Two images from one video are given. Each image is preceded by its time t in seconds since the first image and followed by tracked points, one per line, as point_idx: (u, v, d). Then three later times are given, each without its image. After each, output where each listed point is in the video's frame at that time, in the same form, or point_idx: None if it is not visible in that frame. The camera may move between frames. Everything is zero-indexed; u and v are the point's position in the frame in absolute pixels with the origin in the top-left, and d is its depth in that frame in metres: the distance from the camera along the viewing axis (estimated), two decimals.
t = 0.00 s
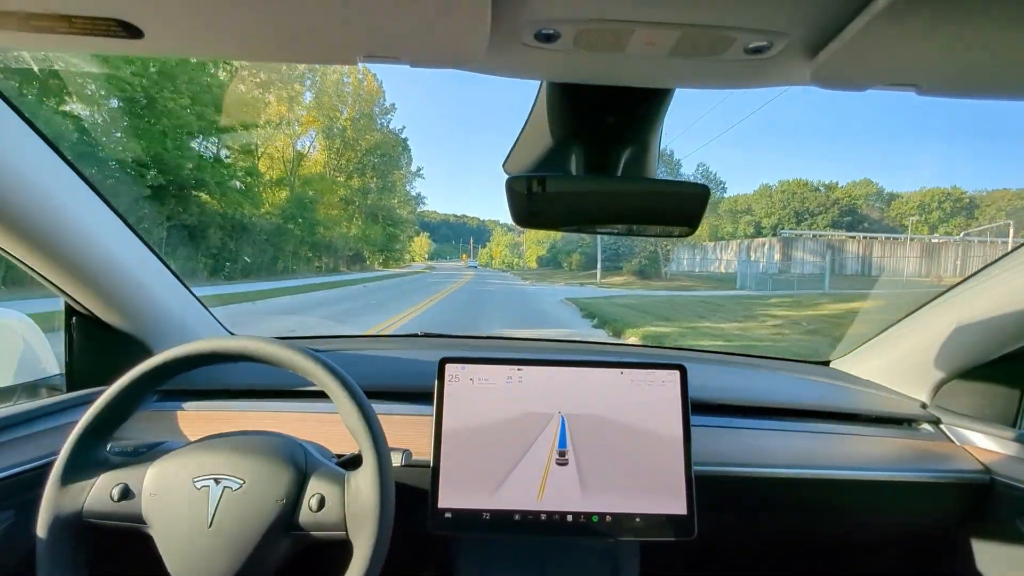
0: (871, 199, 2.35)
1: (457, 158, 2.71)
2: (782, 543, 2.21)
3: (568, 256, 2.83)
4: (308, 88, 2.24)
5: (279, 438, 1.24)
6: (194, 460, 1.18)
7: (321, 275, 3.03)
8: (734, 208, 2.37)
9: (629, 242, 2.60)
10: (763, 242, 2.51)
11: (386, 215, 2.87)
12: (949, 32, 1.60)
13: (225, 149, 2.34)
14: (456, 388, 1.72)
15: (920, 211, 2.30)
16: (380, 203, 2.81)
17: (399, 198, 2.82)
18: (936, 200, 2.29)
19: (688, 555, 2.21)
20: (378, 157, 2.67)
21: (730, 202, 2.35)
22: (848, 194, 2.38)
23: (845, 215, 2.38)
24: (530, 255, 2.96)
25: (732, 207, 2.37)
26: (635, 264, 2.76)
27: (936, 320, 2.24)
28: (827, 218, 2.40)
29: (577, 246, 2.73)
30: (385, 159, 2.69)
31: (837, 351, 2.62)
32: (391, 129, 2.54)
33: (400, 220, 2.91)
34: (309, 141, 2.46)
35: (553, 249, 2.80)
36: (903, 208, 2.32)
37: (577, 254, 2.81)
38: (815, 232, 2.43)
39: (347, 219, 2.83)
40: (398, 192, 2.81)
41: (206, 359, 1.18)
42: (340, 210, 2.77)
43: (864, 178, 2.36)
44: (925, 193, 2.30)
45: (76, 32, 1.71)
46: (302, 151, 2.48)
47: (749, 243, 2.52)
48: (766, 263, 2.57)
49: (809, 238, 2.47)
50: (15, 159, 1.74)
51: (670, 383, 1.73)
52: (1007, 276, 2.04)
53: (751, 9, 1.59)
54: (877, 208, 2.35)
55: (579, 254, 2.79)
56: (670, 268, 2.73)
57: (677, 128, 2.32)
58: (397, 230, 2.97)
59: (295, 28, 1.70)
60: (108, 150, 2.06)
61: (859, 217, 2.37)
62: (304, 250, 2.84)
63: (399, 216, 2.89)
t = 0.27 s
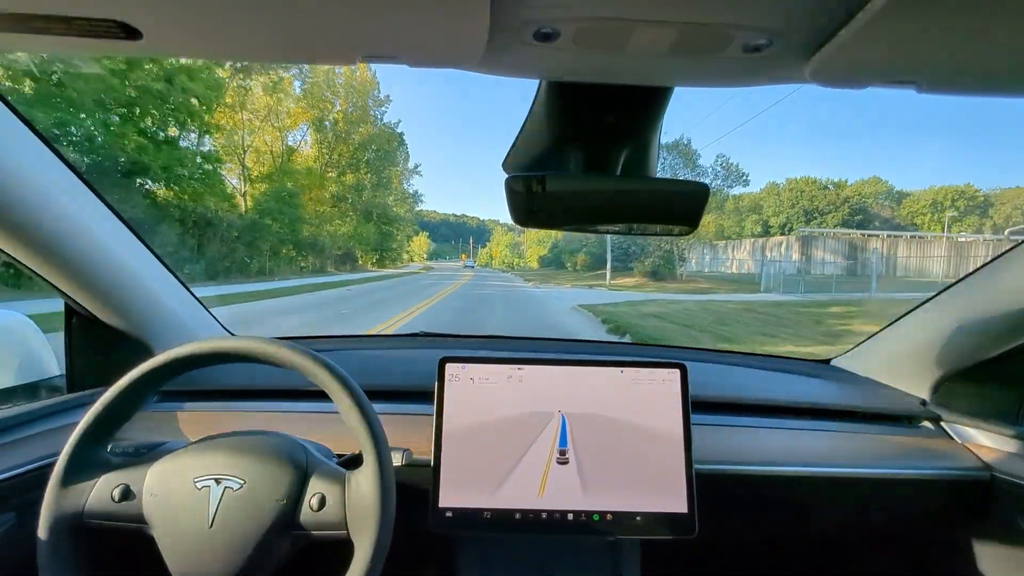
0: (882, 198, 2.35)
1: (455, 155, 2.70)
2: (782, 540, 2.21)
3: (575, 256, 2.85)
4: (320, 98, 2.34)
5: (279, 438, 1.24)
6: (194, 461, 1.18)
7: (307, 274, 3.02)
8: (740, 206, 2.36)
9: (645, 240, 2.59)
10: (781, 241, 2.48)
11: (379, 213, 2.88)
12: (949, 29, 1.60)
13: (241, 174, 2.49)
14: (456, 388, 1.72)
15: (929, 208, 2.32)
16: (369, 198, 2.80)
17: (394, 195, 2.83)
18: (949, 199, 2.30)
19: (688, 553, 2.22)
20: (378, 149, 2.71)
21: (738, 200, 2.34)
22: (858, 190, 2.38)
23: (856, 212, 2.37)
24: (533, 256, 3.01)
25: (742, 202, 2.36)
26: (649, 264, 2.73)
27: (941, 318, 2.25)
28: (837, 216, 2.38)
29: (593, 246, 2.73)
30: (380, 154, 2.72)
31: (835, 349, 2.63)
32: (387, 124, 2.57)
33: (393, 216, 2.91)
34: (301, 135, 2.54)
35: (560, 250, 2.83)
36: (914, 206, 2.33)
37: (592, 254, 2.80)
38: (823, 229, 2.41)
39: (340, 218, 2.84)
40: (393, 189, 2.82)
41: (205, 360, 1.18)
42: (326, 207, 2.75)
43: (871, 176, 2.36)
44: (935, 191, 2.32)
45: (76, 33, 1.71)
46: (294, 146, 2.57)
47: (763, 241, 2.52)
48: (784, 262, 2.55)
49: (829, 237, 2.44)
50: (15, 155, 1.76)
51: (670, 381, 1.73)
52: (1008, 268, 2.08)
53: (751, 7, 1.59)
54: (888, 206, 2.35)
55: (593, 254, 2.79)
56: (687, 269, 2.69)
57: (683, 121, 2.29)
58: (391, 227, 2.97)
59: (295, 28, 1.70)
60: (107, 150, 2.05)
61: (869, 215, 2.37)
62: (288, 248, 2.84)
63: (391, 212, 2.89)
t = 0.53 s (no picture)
0: (893, 196, 2.33)
1: (460, 157, 2.73)
2: (783, 543, 2.21)
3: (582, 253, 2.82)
4: (321, 103, 2.36)
5: (279, 441, 1.24)
6: (194, 465, 1.18)
7: (291, 274, 2.95)
8: (744, 204, 2.38)
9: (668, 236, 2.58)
10: (801, 239, 2.48)
11: (374, 211, 2.82)
12: (944, 33, 1.61)
13: (224, 163, 2.40)
14: (456, 391, 1.72)
15: (943, 207, 2.27)
16: (360, 193, 2.70)
17: (392, 190, 2.80)
18: (962, 197, 2.24)
19: (689, 555, 2.21)
20: (370, 142, 2.63)
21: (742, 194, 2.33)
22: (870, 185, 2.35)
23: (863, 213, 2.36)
24: (534, 255, 3.00)
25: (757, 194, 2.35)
26: (664, 264, 2.68)
27: (937, 318, 2.23)
28: (848, 214, 2.37)
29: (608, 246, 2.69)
30: (374, 148, 2.66)
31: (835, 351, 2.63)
32: (382, 118, 2.49)
33: (387, 214, 2.87)
34: (294, 128, 2.45)
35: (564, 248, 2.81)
36: (926, 204, 2.30)
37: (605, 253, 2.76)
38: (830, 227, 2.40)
39: (331, 215, 2.74)
40: (390, 186, 2.78)
41: (205, 363, 1.18)
42: (312, 201, 2.63)
43: (881, 173, 2.33)
44: (946, 190, 2.27)
45: (77, 36, 1.71)
46: (283, 141, 2.49)
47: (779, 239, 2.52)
48: (804, 262, 2.55)
49: (853, 235, 2.44)
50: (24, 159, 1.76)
51: (670, 384, 1.74)
52: (998, 272, 2.04)
53: (749, 11, 1.60)
54: (900, 205, 2.33)
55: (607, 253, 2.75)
56: (706, 269, 2.66)
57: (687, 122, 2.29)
58: (386, 225, 2.93)
59: (296, 31, 1.70)
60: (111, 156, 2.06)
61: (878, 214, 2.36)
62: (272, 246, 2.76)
63: (385, 209, 2.84)
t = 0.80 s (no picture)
0: (903, 194, 2.29)
1: (458, 155, 2.73)
2: (784, 544, 2.21)
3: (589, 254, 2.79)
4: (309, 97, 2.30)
5: (279, 442, 1.24)
6: (194, 465, 1.17)
7: (283, 274, 2.87)
8: (750, 202, 2.36)
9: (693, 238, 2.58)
10: (823, 238, 2.45)
11: (367, 207, 2.87)
12: (945, 33, 1.61)
13: (205, 156, 2.30)
14: (456, 391, 1.72)
15: (958, 205, 2.19)
16: (352, 191, 2.78)
17: (390, 187, 2.83)
18: (977, 195, 2.17)
19: (689, 555, 2.21)
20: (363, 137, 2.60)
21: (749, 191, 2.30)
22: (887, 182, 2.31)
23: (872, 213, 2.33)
24: (534, 255, 3.03)
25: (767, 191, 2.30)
26: (685, 265, 2.70)
27: (937, 317, 2.23)
28: (859, 213, 2.33)
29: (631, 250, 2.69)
30: (369, 142, 2.63)
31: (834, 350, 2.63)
32: (375, 109, 2.39)
33: (381, 212, 2.90)
34: (287, 121, 2.38)
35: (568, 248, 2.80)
36: (938, 203, 2.24)
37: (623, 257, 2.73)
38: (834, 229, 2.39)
39: (320, 210, 2.75)
40: (385, 182, 2.80)
41: (205, 364, 1.18)
42: (296, 197, 2.63)
43: (892, 171, 2.30)
44: (960, 188, 2.21)
45: (75, 36, 1.70)
46: (272, 136, 2.41)
47: (800, 239, 2.51)
48: (829, 262, 2.52)
49: (881, 233, 2.39)
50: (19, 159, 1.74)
51: (670, 383, 1.73)
52: (1006, 269, 2.01)
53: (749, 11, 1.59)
54: (911, 202, 2.29)
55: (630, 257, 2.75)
56: (729, 270, 2.67)
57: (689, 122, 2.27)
58: (380, 223, 2.96)
59: (295, 31, 1.70)
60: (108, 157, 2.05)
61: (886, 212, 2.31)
62: (262, 250, 2.73)
63: (379, 206, 2.88)
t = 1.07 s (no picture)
0: (915, 191, 2.28)
1: (455, 153, 2.73)
2: (784, 539, 2.21)
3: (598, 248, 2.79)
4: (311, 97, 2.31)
5: (280, 438, 1.24)
6: (195, 463, 1.18)
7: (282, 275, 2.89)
8: (760, 201, 2.34)
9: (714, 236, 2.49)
10: (846, 236, 2.39)
11: (360, 205, 2.87)
12: (946, 29, 1.60)
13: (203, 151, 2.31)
14: (456, 388, 1.72)
15: (972, 204, 2.19)
16: (342, 189, 2.79)
17: (387, 185, 2.84)
18: (991, 190, 2.17)
19: (689, 551, 2.22)
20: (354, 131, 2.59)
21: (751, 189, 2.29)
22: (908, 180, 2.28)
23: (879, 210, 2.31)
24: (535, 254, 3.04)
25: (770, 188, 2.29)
26: (707, 266, 2.60)
27: (939, 313, 2.23)
28: (871, 212, 2.31)
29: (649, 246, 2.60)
30: (362, 137, 2.64)
31: (834, 347, 2.63)
32: (368, 100, 2.34)
33: (376, 210, 2.90)
34: (274, 116, 2.36)
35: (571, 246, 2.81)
36: (950, 201, 2.24)
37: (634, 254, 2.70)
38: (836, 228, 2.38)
39: (310, 207, 2.77)
40: (382, 181, 2.82)
41: (206, 361, 1.18)
42: (282, 191, 2.64)
43: (904, 169, 2.28)
44: (974, 186, 2.21)
45: (76, 33, 1.70)
46: (260, 127, 2.41)
47: (822, 238, 2.43)
48: (857, 261, 2.44)
49: (912, 230, 2.32)
50: (19, 155, 1.73)
51: (670, 380, 1.74)
52: (1004, 265, 2.04)
53: (750, 6, 1.59)
54: (922, 201, 2.29)
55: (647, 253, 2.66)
56: (754, 271, 2.55)
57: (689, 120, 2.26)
58: (374, 221, 2.95)
59: (294, 28, 1.70)
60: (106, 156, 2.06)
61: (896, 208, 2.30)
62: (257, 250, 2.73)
63: (373, 204, 2.87)
